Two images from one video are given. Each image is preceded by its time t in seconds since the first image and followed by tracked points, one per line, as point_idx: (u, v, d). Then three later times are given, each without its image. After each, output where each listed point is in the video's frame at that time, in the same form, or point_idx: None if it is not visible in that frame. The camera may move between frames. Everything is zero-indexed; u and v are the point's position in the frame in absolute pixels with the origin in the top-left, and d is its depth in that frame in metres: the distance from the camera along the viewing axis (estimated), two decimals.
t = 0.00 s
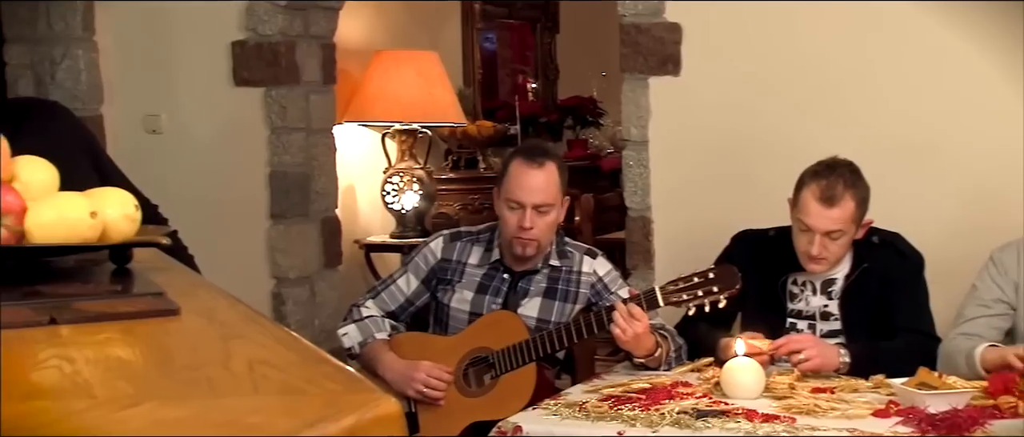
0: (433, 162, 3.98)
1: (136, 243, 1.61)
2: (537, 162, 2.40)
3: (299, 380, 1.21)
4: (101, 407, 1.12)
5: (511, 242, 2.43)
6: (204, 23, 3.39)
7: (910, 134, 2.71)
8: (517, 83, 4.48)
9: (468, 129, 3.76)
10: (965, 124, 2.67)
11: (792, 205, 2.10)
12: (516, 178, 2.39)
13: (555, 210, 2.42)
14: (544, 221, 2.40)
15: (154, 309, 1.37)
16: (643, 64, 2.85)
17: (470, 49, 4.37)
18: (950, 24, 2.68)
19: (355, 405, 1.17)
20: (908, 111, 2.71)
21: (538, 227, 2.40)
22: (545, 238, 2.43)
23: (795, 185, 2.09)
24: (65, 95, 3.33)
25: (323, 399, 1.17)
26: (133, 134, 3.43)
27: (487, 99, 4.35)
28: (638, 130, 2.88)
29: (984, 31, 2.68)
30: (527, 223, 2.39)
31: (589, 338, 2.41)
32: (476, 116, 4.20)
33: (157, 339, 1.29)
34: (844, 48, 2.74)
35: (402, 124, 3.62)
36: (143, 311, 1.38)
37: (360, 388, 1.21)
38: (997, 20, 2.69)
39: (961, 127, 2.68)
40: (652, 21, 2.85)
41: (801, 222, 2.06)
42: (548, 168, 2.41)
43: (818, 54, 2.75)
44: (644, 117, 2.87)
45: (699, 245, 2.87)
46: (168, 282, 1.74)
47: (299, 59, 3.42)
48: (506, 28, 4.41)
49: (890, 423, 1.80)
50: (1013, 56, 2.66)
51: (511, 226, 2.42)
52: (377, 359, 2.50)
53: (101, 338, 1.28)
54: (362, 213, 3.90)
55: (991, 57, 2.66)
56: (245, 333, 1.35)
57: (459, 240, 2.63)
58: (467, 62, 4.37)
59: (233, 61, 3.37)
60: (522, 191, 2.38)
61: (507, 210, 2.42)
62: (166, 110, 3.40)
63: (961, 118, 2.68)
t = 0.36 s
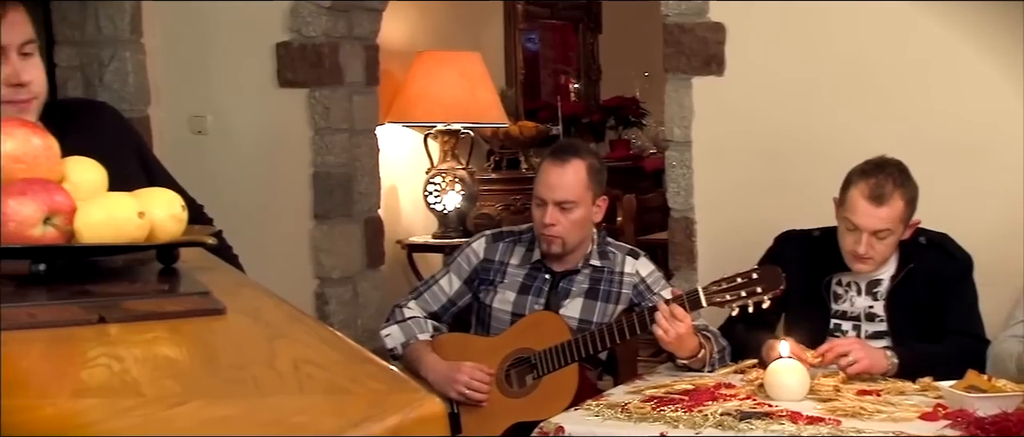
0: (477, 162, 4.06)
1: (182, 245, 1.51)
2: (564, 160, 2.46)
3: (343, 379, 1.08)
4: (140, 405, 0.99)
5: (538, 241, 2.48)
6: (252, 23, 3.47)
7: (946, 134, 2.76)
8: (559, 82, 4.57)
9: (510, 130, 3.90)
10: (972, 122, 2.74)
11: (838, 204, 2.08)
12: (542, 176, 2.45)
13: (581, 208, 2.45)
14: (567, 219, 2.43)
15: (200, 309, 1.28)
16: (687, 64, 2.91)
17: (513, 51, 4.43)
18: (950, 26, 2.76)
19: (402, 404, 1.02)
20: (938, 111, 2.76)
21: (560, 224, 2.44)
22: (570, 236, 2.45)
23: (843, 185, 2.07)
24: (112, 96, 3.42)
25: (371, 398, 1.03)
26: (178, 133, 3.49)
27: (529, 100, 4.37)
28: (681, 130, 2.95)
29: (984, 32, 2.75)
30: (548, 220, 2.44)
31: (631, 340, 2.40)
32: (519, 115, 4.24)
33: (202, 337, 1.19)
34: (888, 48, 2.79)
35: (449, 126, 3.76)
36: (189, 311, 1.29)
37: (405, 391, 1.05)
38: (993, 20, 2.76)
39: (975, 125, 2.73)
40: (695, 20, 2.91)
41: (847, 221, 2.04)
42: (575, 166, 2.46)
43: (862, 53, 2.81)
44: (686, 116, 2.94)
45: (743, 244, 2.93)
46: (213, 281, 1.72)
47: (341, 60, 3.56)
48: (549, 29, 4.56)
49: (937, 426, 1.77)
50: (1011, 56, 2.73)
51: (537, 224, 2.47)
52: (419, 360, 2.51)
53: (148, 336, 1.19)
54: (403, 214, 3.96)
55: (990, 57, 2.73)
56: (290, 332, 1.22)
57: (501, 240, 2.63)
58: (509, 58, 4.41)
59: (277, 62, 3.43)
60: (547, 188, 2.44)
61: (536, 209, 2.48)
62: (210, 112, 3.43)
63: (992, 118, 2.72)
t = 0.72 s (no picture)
0: (518, 162, 4.21)
1: (228, 245, 1.45)
2: (606, 160, 2.47)
3: (387, 379, 0.98)
4: (186, 404, 0.90)
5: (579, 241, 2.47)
6: (296, 25, 3.61)
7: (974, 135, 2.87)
8: (601, 83, 4.71)
9: (552, 131, 3.99)
10: (981, 122, 2.86)
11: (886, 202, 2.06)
12: (584, 176, 2.47)
13: (622, 208, 2.45)
14: (609, 218, 2.43)
15: (246, 308, 1.25)
16: (731, 64, 3.01)
17: (555, 50, 4.61)
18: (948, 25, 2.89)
19: (445, 404, 0.92)
20: (968, 111, 2.87)
21: (601, 223, 2.43)
22: (612, 236, 2.44)
23: (892, 183, 2.05)
24: (158, 97, 3.61)
25: (415, 399, 0.92)
26: (223, 134, 3.68)
27: (570, 100, 4.58)
28: (724, 131, 3.03)
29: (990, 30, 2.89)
30: (589, 219, 2.43)
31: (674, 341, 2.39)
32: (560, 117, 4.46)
33: (245, 336, 1.15)
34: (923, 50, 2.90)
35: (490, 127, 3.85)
36: (234, 312, 1.26)
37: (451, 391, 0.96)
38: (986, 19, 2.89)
39: (1005, 125, 2.84)
40: (739, 20, 3.01)
41: (896, 220, 2.02)
42: (616, 166, 2.47)
43: (902, 55, 2.91)
44: (729, 117, 3.03)
45: (786, 244, 3.03)
46: (255, 281, 1.69)
47: (383, 60, 3.63)
48: (592, 29, 4.73)
49: (987, 431, 1.74)
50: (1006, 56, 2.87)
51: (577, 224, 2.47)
52: (461, 360, 2.51)
53: (193, 335, 1.15)
54: (446, 213, 4.16)
55: (990, 55, 2.87)
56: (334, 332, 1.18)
57: (543, 241, 2.63)
58: (551, 61, 4.61)
59: (321, 63, 3.60)
60: (588, 187, 2.46)
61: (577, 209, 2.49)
62: (255, 113, 3.64)
63: None
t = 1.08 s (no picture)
0: (561, 164, 4.21)
1: (274, 245, 1.48)
2: (651, 160, 2.47)
3: (430, 380, 0.94)
4: (233, 403, 0.85)
5: (625, 241, 2.47)
6: (341, 26, 3.66)
7: (1008, 133, 2.97)
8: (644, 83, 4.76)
9: (594, 131, 3.92)
10: (1011, 116, 2.96)
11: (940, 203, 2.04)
12: (630, 176, 2.47)
13: (668, 209, 2.45)
14: (655, 218, 2.42)
15: (291, 308, 1.26)
16: (775, 65, 3.09)
17: (598, 52, 4.64)
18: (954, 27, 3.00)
19: (489, 404, 0.88)
20: (1005, 109, 2.97)
21: (647, 224, 2.42)
22: (658, 237, 2.44)
23: (946, 183, 2.03)
24: (204, 99, 3.69)
25: (459, 399, 0.88)
26: (267, 136, 3.74)
27: (613, 101, 4.56)
28: (768, 131, 3.12)
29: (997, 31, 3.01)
30: (635, 219, 2.43)
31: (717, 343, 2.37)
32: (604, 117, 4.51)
33: (292, 338, 1.14)
34: (957, 52, 3.00)
35: (530, 127, 3.89)
36: (280, 312, 1.27)
37: (492, 392, 0.91)
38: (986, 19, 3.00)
39: None
40: (784, 20, 3.09)
41: (951, 220, 1.99)
42: (663, 167, 2.47)
43: (938, 57, 3.00)
44: (773, 118, 3.11)
45: (836, 243, 3.11)
46: (301, 281, 1.68)
47: (426, 62, 3.70)
48: (636, 30, 4.80)
49: None
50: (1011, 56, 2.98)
51: (623, 224, 2.47)
52: (504, 362, 2.51)
53: (240, 335, 1.14)
54: (487, 215, 4.14)
55: (997, 53, 2.98)
56: (377, 333, 1.16)
57: (585, 242, 2.63)
58: (593, 66, 4.63)
59: (364, 64, 3.65)
60: (635, 187, 2.46)
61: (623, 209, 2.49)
62: (299, 114, 3.69)
63: None
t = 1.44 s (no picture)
0: (603, 166, 4.28)
1: (318, 247, 1.46)
2: (713, 154, 2.50)
3: (476, 381, 0.91)
4: (279, 403, 0.84)
5: (685, 231, 2.47)
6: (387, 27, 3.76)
7: None
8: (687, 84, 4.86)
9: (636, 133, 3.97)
10: None
11: (993, 206, 2.02)
12: (695, 168, 2.49)
13: (729, 204, 2.49)
14: (720, 210, 2.46)
15: (336, 309, 1.26)
16: (820, 65, 3.16)
17: (640, 52, 4.76)
18: (954, 30, 3.08)
19: (532, 406, 0.85)
20: None
21: (713, 215, 2.45)
22: (720, 230, 2.47)
23: (999, 185, 2.02)
24: (248, 99, 3.82)
25: (503, 400, 0.86)
26: (310, 138, 3.86)
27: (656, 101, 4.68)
28: (813, 132, 3.18)
29: (998, 32, 3.08)
30: (703, 210, 2.45)
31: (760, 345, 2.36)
32: (643, 119, 4.39)
33: (337, 339, 1.13)
34: (982, 51, 3.07)
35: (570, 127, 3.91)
36: (325, 312, 1.27)
37: (536, 395, 0.88)
38: (983, 19, 3.09)
39: None
40: (830, 20, 3.16)
41: (1004, 223, 1.97)
42: (724, 163, 2.51)
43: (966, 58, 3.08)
44: (818, 118, 3.17)
45: (885, 244, 3.17)
46: (345, 282, 1.68)
47: (469, 63, 3.82)
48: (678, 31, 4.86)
49: None
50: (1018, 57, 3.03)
51: (687, 214, 2.47)
52: (545, 364, 2.51)
53: (285, 336, 1.13)
54: (529, 216, 4.19)
55: (996, 54, 3.06)
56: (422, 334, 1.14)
57: (628, 244, 2.63)
58: (635, 67, 4.75)
59: (407, 65, 3.75)
60: (699, 179, 2.48)
61: (682, 200, 2.49)
62: (342, 115, 3.81)
63: None
